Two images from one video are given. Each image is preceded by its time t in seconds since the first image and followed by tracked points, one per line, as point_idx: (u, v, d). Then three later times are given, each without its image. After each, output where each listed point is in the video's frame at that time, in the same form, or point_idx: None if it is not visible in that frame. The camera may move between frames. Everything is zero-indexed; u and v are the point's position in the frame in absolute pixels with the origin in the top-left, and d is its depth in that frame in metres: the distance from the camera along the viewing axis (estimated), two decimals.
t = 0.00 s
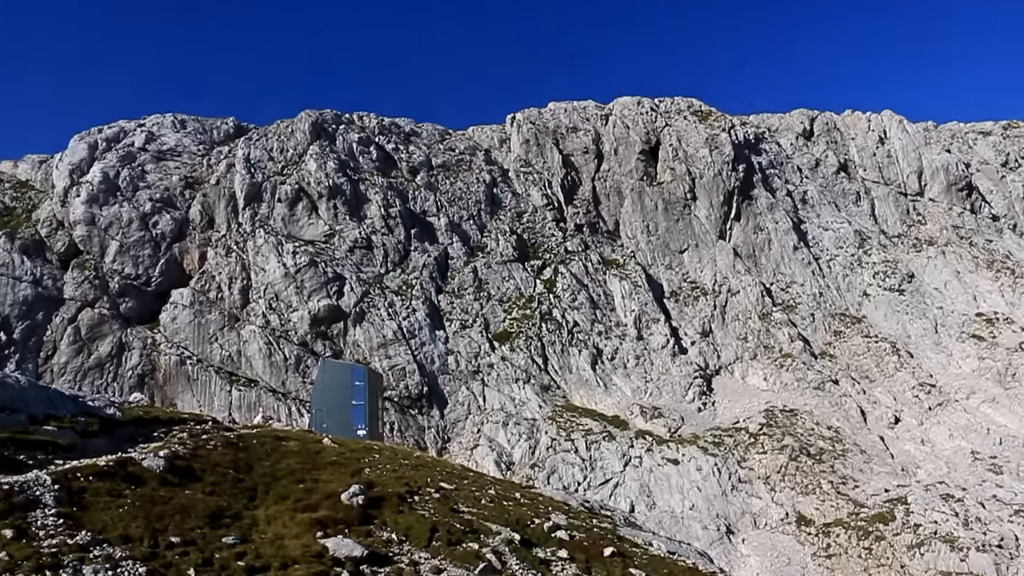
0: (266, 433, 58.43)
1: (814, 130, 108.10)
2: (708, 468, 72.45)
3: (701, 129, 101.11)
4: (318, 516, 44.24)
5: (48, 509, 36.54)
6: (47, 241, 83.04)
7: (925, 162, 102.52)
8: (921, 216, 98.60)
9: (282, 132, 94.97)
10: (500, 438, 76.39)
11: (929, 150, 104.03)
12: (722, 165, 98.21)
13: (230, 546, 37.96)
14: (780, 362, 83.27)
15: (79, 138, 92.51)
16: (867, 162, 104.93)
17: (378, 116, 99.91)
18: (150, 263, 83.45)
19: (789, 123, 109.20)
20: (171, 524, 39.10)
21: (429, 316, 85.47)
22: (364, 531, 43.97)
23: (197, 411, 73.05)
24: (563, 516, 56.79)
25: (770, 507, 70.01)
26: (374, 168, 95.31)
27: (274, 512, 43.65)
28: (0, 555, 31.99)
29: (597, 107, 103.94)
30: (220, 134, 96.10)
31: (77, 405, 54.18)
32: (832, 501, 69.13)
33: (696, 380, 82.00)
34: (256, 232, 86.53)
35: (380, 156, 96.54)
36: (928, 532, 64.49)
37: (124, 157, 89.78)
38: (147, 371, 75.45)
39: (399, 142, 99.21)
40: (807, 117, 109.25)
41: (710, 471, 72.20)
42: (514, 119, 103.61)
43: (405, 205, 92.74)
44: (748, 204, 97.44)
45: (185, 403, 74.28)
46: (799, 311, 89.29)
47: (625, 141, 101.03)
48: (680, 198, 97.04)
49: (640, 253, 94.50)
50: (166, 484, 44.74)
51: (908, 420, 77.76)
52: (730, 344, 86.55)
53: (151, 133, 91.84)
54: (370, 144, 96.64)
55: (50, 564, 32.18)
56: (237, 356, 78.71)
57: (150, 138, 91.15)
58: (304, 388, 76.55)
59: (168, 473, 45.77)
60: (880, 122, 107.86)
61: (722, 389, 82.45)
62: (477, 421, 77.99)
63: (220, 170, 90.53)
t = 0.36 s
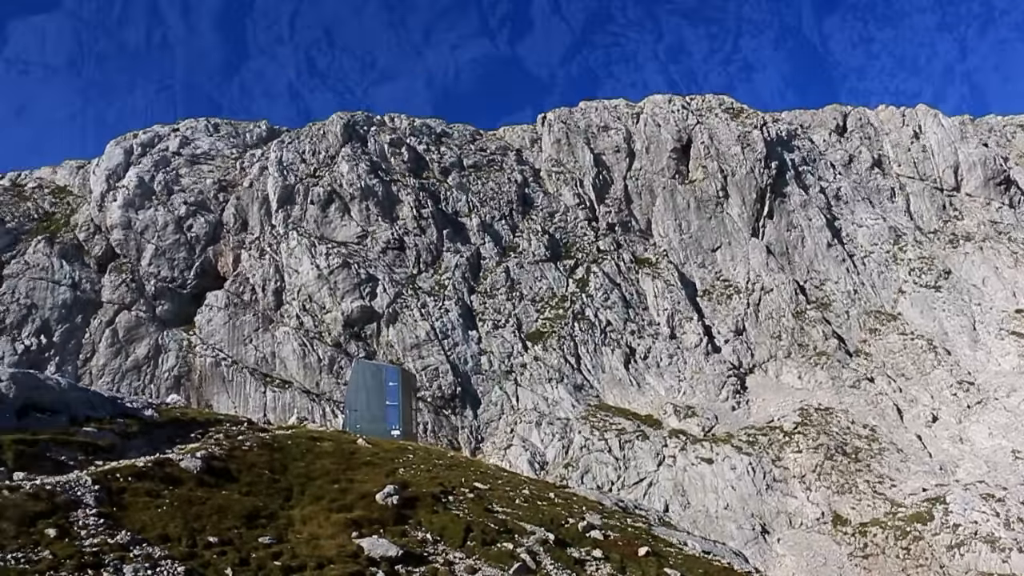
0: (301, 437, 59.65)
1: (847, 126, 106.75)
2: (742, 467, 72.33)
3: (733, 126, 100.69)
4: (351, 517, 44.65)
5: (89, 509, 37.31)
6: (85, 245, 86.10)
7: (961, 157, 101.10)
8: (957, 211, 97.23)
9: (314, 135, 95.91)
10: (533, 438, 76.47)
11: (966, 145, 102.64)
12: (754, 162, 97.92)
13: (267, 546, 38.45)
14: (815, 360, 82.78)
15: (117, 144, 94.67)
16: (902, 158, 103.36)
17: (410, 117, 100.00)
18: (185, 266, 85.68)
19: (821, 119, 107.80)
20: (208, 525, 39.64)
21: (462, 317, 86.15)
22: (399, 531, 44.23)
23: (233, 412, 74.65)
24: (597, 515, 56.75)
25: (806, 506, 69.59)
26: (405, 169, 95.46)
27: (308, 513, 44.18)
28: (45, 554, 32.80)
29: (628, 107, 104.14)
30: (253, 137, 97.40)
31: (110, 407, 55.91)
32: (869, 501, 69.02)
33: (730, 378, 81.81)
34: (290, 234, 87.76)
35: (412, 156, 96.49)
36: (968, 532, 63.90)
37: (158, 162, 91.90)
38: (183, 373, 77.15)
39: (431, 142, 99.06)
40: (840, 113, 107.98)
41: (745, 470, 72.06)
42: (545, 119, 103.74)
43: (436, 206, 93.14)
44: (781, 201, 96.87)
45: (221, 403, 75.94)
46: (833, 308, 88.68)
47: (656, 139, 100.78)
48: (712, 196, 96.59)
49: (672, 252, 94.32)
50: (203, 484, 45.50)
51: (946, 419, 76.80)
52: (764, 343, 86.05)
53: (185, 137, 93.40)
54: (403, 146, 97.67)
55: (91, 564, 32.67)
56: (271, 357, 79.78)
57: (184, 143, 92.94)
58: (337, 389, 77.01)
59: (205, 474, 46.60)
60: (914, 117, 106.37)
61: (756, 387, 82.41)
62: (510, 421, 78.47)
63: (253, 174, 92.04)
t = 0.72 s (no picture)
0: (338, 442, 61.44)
1: (880, 119, 102.90)
2: (778, 464, 73.03)
3: (765, 120, 99.32)
4: (390, 517, 52.64)
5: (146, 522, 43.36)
6: (123, 251, 87.93)
7: (999, 148, 99.48)
8: (995, 204, 95.77)
9: (346, 137, 96.19)
10: (568, 437, 77.52)
11: (1005, 135, 100.24)
12: (787, 157, 96.85)
13: (304, 547, 46.98)
14: (850, 356, 82.67)
15: (152, 150, 95.86)
16: (938, 151, 100.61)
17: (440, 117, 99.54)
18: (220, 270, 87.59)
19: (854, 113, 104.32)
20: (245, 524, 48.57)
21: (496, 317, 86.28)
22: (434, 532, 51.51)
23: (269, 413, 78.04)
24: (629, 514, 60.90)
25: (844, 504, 70.27)
26: (437, 170, 95.63)
27: (343, 514, 52.61)
28: (90, 554, 41.71)
29: (659, 103, 103.44)
30: (285, 140, 97.62)
31: (159, 432, 59.27)
32: (907, 497, 69.62)
33: (764, 376, 82.10)
34: (323, 237, 88.96)
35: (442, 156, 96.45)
36: (1011, 530, 65.07)
37: (192, 167, 92.58)
38: (219, 376, 79.87)
39: (462, 143, 98.77)
40: (874, 106, 104.26)
41: (781, 467, 72.88)
42: (576, 117, 102.75)
43: (467, 206, 93.21)
44: (814, 196, 95.80)
45: (256, 404, 78.88)
46: (869, 304, 88.11)
47: (687, 136, 100.02)
48: (745, 192, 95.98)
49: (704, 249, 94.04)
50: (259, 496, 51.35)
51: (987, 414, 76.01)
52: (799, 339, 85.45)
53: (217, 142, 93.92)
54: (434, 146, 97.17)
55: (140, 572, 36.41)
56: (306, 360, 81.74)
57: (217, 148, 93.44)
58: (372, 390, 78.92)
59: (242, 474, 54.92)
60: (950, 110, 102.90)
61: (792, 382, 82.33)
62: (545, 420, 79.16)
63: (285, 177, 92.54)
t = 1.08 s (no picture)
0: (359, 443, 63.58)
1: (901, 114, 100.23)
2: (800, 463, 74.32)
3: (785, 117, 98.68)
4: (410, 515, 55.32)
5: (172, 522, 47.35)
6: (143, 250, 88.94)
7: None
8: (1019, 199, 93.75)
9: (364, 136, 96.58)
10: (588, 435, 78.78)
11: None
12: (806, 154, 96.47)
13: (325, 545, 49.84)
14: (871, 353, 82.82)
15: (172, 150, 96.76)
16: (960, 145, 97.41)
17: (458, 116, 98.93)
18: (240, 270, 88.71)
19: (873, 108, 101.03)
20: (266, 522, 51.73)
21: (515, 315, 86.79)
22: (455, 531, 53.54)
23: (290, 412, 79.56)
24: (650, 508, 61.95)
25: (866, 503, 72.15)
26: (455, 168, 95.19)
27: (365, 512, 55.26)
28: (113, 552, 45.41)
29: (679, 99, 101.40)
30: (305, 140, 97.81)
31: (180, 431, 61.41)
32: (931, 496, 70.79)
33: (784, 373, 82.51)
34: (342, 236, 89.25)
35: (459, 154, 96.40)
36: None
37: (212, 167, 93.49)
38: (240, 375, 81.33)
39: (480, 142, 97.91)
40: (895, 100, 101.01)
41: (802, 466, 74.29)
42: (594, 114, 101.36)
43: (486, 206, 93.08)
44: (835, 192, 95.16)
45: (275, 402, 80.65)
46: (890, 301, 87.30)
47: (706, 131, 98.75)
48: (765, 189, 95.70)
49: (724, 246, 93.43)
50: (287, 507, 53.41)
51: (1010, 412, 76.14)
52: (819, 336, 85.63)
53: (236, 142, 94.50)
54: (452, 145, 96.64)
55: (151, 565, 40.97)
56: (325, 359, 82.54)
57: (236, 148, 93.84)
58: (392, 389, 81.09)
59: (263, 473, 57.37)
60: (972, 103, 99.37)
61: (812, 380, 82.34)
62: (565, 417, 80.71)
63: (304, 177, 92.85)
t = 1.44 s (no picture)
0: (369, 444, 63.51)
1: (914, 110, 97.89)
2: (810, 461, 77.18)
3: (795, 115, 98.49)
4: (423, 515, 54.71)
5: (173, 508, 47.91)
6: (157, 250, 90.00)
7: None
8: None
9: (374, 135, 96.26)
10: (601, 435, 80.57)
11: None
12: (818, 151, 96.11)
13: (336, 543, 49.28)
14: (881, 351, 83.41)
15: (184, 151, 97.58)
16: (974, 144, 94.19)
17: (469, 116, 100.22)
18: (252, 270, 89.35)
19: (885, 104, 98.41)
20: (277, 522, 51.47)
21: (526, 314, 87.08)
22: (467, 530, 52.93)
23: (303, 411, 80.11)
24: (661, 508, 62.11)
25: (877, 502, 74.63)
26: (467, 168, 96.20)
27: (377, 512, 54.68)
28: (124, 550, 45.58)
29: (689, 96, 100.60)
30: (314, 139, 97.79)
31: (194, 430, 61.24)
32: (943, 497, 72.31)
33: (797, 373, 84.24)
34: (354, 236, 89.73)
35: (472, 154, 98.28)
36: None
37: (222, 168, 93.93)
38: (252, 374, 82.52)
39: (491, 140, 99.35)
40: (906, 96, 98.85)
41: (814, 465, 77.05)
42: (604, 112, 101.93)
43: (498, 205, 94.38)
44: (847, 190, 94.66)
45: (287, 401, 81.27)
46: (903, 300, 86.64)
47: (717, 130, 98.53)
48: (777, 186, 95.52)
49: (736, 244, 92.37)
50: (299, 510, 53.00)
51: None
52: (832, 335, 86.27)
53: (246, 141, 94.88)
54: (463, 144, 97.54)
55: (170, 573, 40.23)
56: (336, 359, 82.59)
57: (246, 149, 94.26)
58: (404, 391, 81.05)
59: (275, 474, 56.93)
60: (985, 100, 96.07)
61: (822, 379, 83.60)
62: (577, 417, 81.93)
63: (314, 176, 93.03)
